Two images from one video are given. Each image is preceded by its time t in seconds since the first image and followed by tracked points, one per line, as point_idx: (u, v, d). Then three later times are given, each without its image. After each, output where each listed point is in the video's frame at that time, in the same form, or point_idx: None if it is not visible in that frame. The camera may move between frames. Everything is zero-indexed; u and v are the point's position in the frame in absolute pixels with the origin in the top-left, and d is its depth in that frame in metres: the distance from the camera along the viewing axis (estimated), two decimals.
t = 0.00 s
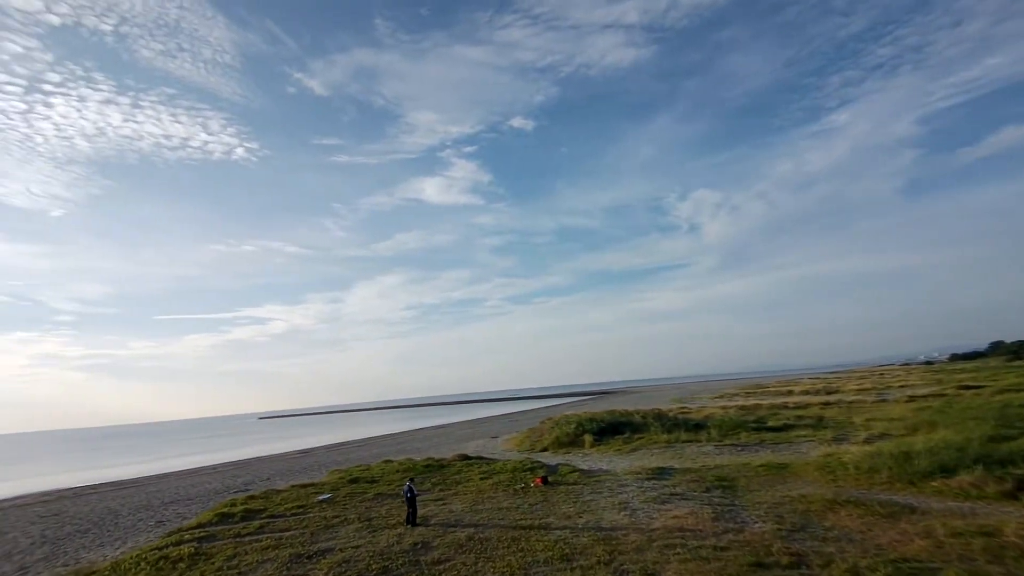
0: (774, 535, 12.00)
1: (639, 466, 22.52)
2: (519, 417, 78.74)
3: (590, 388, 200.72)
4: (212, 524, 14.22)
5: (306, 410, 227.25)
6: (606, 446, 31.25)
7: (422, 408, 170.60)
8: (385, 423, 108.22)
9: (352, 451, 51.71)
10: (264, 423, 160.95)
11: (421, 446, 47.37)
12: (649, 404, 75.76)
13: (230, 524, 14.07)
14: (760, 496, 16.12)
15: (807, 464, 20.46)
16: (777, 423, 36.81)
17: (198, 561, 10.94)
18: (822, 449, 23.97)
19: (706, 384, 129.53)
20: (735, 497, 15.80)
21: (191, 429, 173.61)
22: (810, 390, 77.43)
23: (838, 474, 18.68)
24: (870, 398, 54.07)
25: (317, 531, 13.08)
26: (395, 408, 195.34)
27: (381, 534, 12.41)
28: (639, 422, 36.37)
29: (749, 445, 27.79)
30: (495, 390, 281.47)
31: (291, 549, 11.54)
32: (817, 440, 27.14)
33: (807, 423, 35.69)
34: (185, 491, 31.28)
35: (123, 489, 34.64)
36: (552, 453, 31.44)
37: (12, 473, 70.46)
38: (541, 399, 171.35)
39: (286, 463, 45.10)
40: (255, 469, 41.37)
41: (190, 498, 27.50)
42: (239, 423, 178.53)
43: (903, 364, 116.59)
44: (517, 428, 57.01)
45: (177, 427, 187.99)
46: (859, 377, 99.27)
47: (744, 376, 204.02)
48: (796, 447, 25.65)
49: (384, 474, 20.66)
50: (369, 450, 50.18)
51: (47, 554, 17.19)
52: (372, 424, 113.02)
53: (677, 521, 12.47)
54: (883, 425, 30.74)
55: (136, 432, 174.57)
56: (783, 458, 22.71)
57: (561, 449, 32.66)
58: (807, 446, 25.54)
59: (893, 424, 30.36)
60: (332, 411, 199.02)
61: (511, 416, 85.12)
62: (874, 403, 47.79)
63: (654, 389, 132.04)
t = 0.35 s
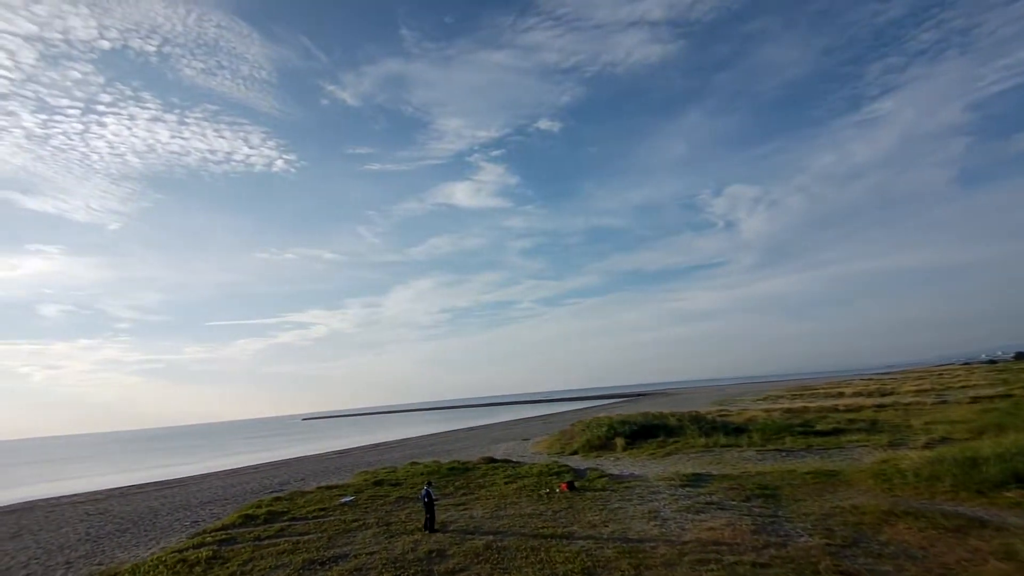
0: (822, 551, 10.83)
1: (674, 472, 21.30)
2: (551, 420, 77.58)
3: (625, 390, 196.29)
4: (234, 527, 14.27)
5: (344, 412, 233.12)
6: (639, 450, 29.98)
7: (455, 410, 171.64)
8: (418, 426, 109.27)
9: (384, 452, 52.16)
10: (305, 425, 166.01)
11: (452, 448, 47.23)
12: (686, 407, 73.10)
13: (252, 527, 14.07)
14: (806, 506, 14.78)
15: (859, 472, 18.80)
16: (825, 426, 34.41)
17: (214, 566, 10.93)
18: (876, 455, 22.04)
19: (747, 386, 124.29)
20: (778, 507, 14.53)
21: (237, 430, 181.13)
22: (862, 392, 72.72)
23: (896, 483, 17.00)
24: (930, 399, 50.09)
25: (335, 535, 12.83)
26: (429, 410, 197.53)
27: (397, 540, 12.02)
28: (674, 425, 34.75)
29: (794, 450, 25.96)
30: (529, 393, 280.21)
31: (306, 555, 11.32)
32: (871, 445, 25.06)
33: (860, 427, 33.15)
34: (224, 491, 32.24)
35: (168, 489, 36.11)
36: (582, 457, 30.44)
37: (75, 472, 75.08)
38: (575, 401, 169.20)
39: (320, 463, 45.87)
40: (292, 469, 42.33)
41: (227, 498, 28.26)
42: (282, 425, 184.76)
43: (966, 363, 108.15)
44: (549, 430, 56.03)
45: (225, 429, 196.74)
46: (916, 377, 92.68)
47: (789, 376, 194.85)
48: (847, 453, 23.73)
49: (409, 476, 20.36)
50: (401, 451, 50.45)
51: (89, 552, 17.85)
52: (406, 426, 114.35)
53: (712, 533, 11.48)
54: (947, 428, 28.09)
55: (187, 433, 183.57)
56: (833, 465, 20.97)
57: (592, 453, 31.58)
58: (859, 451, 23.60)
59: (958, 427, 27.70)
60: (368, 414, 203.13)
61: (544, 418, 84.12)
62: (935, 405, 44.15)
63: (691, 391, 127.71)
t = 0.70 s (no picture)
0: (853, 569, 9.88)
1: (695, 477, 20.25)
2: (571, 420, 76.47)
3: (648, 392, 193.19)
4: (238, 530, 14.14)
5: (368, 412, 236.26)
6: (659, 453, 28.91)
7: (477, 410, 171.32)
8: (439, 426, 109.57)
9: (403, 452, 52.03)
10: (329, 424, 168.66)
11: (469, 449, 46.82)
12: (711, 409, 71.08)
13: (255, 531, 13.90)
14: (838, 517, 13.69)
15: (896, 479, 17.45)
16: (859, 430, 32.51)
17: (211, 571, 10.80)
18: (914, 460, 20.56)
19: (775, 388, 120.46)
20: (807, 519, 13.48)
21: (264, 429, 185.43)
22: (898, 393, 69.40)
23: (939, 492, 15.68)
24: (974, 401, 47.17)
25: (337, 540, 12.49)
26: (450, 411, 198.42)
27: (399, 547, 11.61)
28: (697, 427, 33.34)
29: (826, 456, 24.48)
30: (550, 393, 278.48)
31: (304, 561, 11.02)
32: (908, 451, 23.46)
33: (896, 431, 31.26)
34: (243, 490, 32.57)
35: (191, 488, 36.79)
36: (600, 460, 29.52)
37: (109, 470, 77.77)
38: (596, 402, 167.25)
39: (339, 463, 46.06)
40: (311, 469, 42.68)
41: (244, 498, 28.47)
42: (307, 425, 188.33)
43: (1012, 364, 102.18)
44: (568, 431, 55.06)
45: (253, 428, 201.91)
46: (958, 379, 88.00)
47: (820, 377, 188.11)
48: (883, 459, 22.20)
49: (419, 479, 19.96)
50: (419, 451, 50.24)
51: (105, 551, 18.06)
52: (426, 426, 114.81)
53: (730, 547, 10.64)
54: (994, 433, 26.10)
55: (217, 432, 188.85)
56: (868, 472, 19.56)
57: (610, 456, 30.58)
58: (896, 457, 22.08)
59: (1006, 431, 25.68)
60: (391, 414, 205.17)
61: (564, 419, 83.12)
62: (980, 407, 41.46)
63: (717, 392, 124.39)
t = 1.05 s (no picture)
0: None
1: (705, 475, 19.52)
2: (583, 413, 75.81)
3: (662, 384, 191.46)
4: (233, 528, 13.98)
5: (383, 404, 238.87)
6: (669, 448, 28.13)
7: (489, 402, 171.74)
8: (451, 418, 109.99)
9: (413, 444, 52.02)
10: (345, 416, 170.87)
11: (478, 442, 46.54)
12: (726, 402, 69.73)
13: (250, 529, 13.73)
14: (856, 520, 12.89)
15: (919, 478, 16.49)
16: (880, 426, 31.24)
17: (198, 570, 10.61)
18: (938, 458, 19.50)
19: (793, 381, 118.00)
20: (821, 521, 12.74)
21: (281, 420, 188.85)
22: (921, 387, 67.20)
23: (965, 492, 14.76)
24: (1003, 395, 45.20)
25: (328, 539, 12.18)
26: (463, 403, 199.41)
27: (390, 547, 11.23)
28: (710, 422, 32.44)
29: (844, 453, 23.46)
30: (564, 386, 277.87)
31: (291, 561, 10.72)
32: (933, 448, 22.33)
33: (919, 427, 29.90)
34: (253, 482, 32.82)
35: (204, 479, 37.29)
36: (608, 455, 28.87)
37: (131, 459, 79.79)
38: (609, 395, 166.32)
39: (349, 455, 46.24)
40: (320, 460, 42.92)
41: (253, 490, 28.62)
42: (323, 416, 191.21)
43: None
44: (579, 424, 54.46)
45: (270, 418, 205.77)
46: (985, 372, 85.03)
47: (839, 369, 183.99)
48: (905, 456, 21.12)
49: (420, 474, 19.61)
50: (429, 444, 50.18)
51: (109, 543, 18.15)
52: (439, 418, 115.39)
53: (736, 552, 9.99)
54: None
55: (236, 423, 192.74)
56: (889, 471, 18.57)
57: (619, 451, 29.92)
58: (919, 454, 21.00)
59: None
60: (405, 406, 206.97)
61: (575, 412, 82.54)
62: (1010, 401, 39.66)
63: (733, 385, 122.29)
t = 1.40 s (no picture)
0: None
1: (703, 476, 18.90)
2: (582, 410, 75.28)
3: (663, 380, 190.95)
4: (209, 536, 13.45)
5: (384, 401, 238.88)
6: (668, 447, 27.54)
7: (490, 399, 171.53)
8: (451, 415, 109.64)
9: (410, 442, 51.51)
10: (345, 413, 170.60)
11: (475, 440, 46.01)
12: (727, 399, 69.15)
13: (226, 537, 13.20)
14: (859, 525, 12.27)
15: (925, 480, 15.88)
16: (884, 423, 30.59)
17: None
18: (945, 457, 18.83)
19: (795, 376, 117.34)
20: (823, 527, 12.13)
21: (282, 417, 188.58)
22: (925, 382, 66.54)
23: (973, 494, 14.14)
24: (1009, 391, 44.44)
25: (305, 547, 11.65)
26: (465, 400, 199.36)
27: (368, 557, 10.66)
28: (709, 419, 31.80)
29: (847, 453, 22.81)
30: (565, 382, 277.10)
31: (262, 572, 10.17)
32: (938, 446, 21.67)
33: (924, 424, 29.23)
34: (245, 482, 32.32)
35: (198, 479, 36.86)
36: (606, 454, 28.30)
37: (130, 457, 79.52)
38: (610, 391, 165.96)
39: (344, 454, 45.76)
40: (316, 459, 42.45)
41: (244, 491, 28.18)
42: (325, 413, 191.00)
43: None
44: (577, 422, 53.90)
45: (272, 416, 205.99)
46: (989, 366, 84.32)
47: (842, 364, 182.63)
48: (909, 456, 20.51)
49: (410, 475, 19.05)
50: (426, 442, 49.66)
51: (89, 548, 17.63)
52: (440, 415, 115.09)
53: (731, 564, 9.37)
54: None
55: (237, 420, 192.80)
56: (894, 472, 17.90)
57: (616, 450, 29.33)
58: (925, 454, 20.38)
59: None
60: (406, 403, 206.61)
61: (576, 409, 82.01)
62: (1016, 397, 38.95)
63: (734, 381, 121.43)
